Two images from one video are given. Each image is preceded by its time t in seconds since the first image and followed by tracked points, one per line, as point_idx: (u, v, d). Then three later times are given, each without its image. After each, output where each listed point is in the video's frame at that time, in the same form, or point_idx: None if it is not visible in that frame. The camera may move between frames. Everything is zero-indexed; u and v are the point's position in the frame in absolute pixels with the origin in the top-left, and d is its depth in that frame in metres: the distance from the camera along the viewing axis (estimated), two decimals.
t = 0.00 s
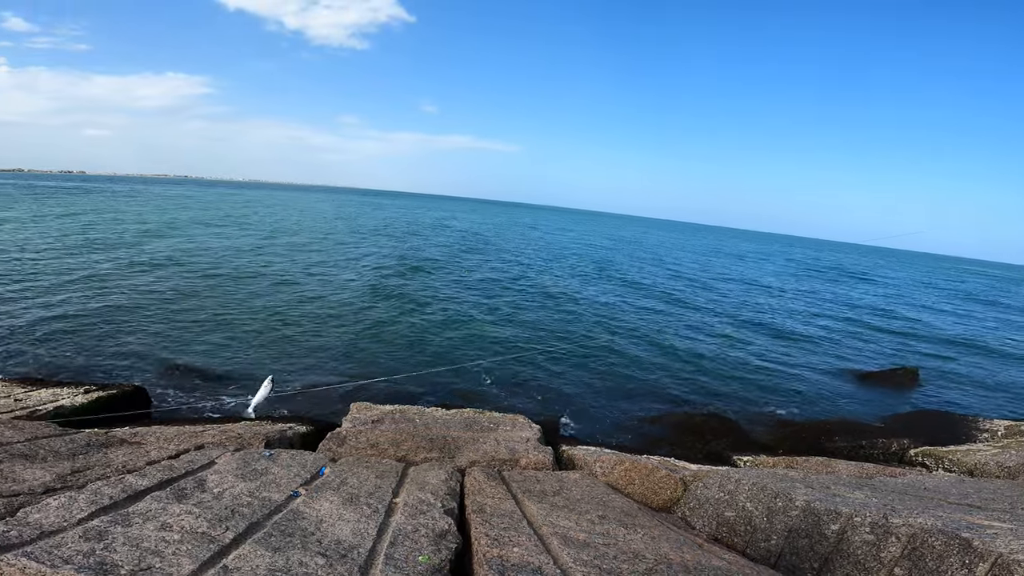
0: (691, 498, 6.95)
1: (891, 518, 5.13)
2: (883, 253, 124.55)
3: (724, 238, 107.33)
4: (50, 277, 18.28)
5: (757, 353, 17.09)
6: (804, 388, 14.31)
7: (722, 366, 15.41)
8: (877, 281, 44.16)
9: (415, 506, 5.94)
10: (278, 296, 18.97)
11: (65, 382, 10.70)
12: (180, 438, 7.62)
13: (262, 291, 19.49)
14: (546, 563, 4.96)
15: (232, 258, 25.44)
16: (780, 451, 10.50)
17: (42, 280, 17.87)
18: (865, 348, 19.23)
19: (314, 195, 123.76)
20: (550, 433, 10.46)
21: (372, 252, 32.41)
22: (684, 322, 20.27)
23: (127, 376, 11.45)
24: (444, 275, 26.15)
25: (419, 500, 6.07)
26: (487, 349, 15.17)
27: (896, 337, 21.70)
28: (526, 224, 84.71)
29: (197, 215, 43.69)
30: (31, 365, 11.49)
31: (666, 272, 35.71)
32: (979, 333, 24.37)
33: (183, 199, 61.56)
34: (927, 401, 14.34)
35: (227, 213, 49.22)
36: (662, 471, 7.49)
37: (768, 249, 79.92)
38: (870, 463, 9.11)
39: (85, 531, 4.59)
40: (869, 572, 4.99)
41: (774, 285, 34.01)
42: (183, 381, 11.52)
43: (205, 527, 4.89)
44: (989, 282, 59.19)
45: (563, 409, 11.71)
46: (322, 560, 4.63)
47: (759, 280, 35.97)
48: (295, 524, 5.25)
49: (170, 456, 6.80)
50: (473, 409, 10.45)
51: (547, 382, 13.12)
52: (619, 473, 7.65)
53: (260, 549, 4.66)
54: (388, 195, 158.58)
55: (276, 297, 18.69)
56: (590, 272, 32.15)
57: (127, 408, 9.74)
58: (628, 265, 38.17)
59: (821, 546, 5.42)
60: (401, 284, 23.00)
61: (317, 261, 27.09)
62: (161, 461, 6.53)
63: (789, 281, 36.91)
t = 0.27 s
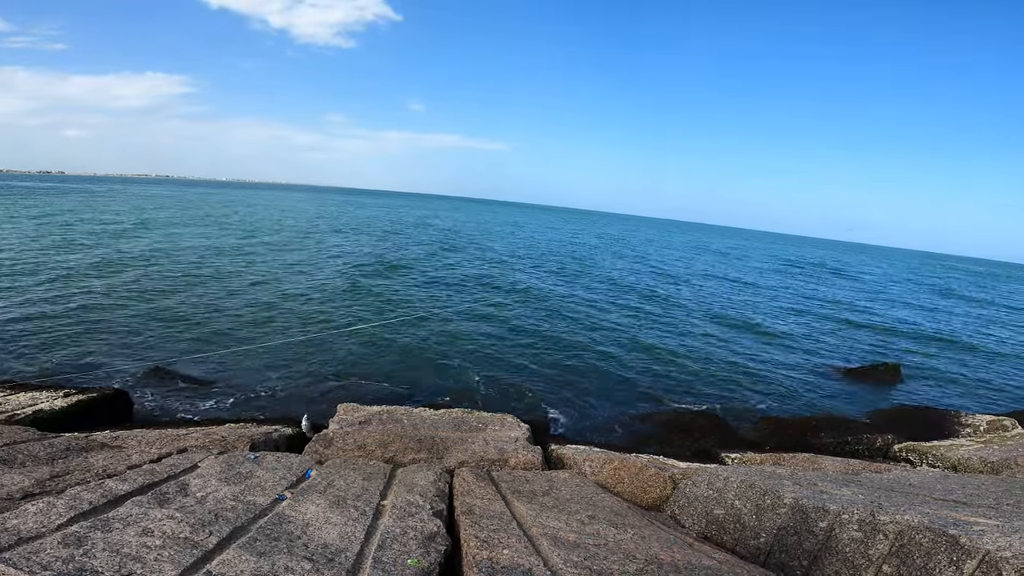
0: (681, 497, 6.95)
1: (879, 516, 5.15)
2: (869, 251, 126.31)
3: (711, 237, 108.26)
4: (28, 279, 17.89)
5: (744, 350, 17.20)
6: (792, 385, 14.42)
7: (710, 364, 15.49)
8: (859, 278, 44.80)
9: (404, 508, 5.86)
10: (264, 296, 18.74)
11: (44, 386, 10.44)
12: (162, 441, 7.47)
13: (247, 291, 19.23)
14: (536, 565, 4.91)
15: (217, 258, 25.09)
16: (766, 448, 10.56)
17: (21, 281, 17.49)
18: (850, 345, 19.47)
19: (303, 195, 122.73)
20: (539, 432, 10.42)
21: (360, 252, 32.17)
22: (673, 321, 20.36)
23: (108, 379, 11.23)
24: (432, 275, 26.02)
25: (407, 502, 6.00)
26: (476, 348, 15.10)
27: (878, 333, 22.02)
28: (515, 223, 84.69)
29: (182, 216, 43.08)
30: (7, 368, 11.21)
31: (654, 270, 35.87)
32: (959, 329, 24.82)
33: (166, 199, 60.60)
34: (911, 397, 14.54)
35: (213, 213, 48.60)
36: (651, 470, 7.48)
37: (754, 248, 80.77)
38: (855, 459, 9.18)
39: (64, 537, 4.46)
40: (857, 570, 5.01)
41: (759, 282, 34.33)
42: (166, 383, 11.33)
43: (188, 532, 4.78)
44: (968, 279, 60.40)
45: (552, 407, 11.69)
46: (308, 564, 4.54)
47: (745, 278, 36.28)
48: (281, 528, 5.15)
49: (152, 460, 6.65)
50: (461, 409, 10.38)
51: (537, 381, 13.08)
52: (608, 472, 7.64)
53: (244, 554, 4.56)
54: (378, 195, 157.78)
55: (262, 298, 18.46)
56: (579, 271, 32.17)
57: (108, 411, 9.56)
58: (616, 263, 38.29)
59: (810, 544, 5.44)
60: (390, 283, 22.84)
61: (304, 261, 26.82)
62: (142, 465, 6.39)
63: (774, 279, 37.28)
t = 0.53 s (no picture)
0: (680, 497, 6.93)
1: (879, 515, 5.14)
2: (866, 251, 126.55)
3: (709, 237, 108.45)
4: (25, 280, 17.83)
5: (743, 350, 17.19)
6: (790, 385, 14.42)
7: (708, 364, 15.49)
8: (856, 278, 44.92)
9: (403, 509, 5.84)
10: (262, 297, 18.69)
11: (41, 388, 10.39)
12: (160, 443, 7.45)
13: (245, 292, 19.19)
14: (536, 566, 4.88)
15: (214, 259, 25.05)
16: (765, 448, 10.56)
17: (17, 283, 17.43)
18: (847, 344, 19.49)
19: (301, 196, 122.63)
20: (538, 433, 10.41)
21: (358, 252, 32.12)
22: (671, 321, 20.36)
23: (106, 381, 11.19)
24: (430, 275, 26.00)
25: (406, 503, 5.98)
26: (474, 349, 15.08)
27: (876, 333, 22.05)
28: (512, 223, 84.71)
29: (180, 217, 43.09)
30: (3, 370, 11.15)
31: (652, 270, 35.89)
32: (954, 328, 24.90)
33: (162, 200, 60.44)
34: (909, 396, 14.55)
35: (210, 214, 48.53)
36: (650, 470, 7.48)
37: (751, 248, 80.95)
38: (854, 459, 9.17)
39: (61, 539, 4.43)
40: (858, 570, 4.99)
41: (756, 282, 34.37)
42: (164, 384, 11.29)
43: (186, 534, 4.75)
44: (963, 278, 60.65)
45: (551, 408, 11.66)
46: (307, 566, 4.51)
47: (743, 278, 36.30)
48: (279, 530, 5.12)
49: (149, 462, 6.62)
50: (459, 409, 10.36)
51: (535, 381, 13.06)
52: (608, 473, 7.63)
53: (243, 556, 4.53)
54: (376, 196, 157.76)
55: (260, 299, 18.43)
56: (577, 271, 32.16)
57: (105, 412, 9.53)
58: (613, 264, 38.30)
59: (810, 544, 5.42)
60: (388, 284, 22.82)
61: (302, 262, 26.77)
62: (139, 467, 6.35)
63: (771, 279, 37.33)
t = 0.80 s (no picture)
0: (681, 498, 6.93)
1: (882, 516, 5.13)
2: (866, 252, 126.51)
3: (708, 237, 108.55)
4: (25, 281, 17.82)
5: (743, 350, 17.17)
6: (791, 385, 14.41)
7: (709, 364, 15.48)
8: (854, 278, 44.99)
9: (404, 510, 5.83)
10: (262, 298, 18.69)
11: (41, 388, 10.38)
12: (160, 443, 7.45)
13: (245, 292, 19.18)
14: (539, 567, 4.88)
15: (214, 260, 25.03)
16: (766, 448, 10.56)
17: (17, 283, 17.41)
18: (847, 344, 19.49)
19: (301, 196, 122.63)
20: (539, 433, 10.40)
21: (358, 253, 32.11)
22: (671, 321, 20.37)
23: (106, 381, 11.18)
24: (430, 276, 26.02)
25: (408, 504, 5.97)
26: (475, 349, 15.07)
27: (876, 333, 22.03)
28: (512, 224, 84.77)
29: (180, 218, 43.07)
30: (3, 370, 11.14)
31: (651, 270, 35.91)
32: (954, 328, 24.93)
33: (162, 200, 60.46)
34: (909, 396, 14.55)
35: (210, 214, 48.53)
36: (652, 471, 7.47)
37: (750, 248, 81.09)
38: (855, 459, 9.16)
39: (62, 540, 4.42)
40: (861, 570, 4.97)
41: (756, 282, 34.38)
42: (164, 385, 11.28)
43: (187, 534, 4.75)
44: (962, 278, 60.76)
45: (551, 408, 11.65)
46: (309, 567, 4.50)
47: (742, 278, 36.34)
48: (281, 531, 5.11)
49: (150, 462, 6.62)
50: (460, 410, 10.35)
51: (536, 381, 13.05)
52: (609, 473, 7.63)
53: (244, 557, 4.53)
54: (376, 197, 157.77)
55: (261, 299, 18.44)
56: (576, 271, 32.17)
57: (106, 412, 9.53)
58: (613, 264, 38.32)
59: (812, 545, 5.41)
60: (388, 284, 22.81)
61: (302, 262, 26.76)
62: (141, 467, 6.35)
63: (771, 279, 37.36)
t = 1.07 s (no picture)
0: (681, 499, 6.95)
1: (881, 518, 5.15)
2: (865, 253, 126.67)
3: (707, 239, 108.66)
4: (24, 281, 17.84)
5: (742, 352, 17.20)
6: (790, 387, 14.43)
7: (708, 366, 15.50)
8: (852, 280, 45.08)
9: (405, 511, 5.86)
10: (262, 298, 18.73)
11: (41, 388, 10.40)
12: (160, 444, 7.47)
13: (244, 293, 19.21)
14: (539, 568, 4.90)
15: (214, 260, 25.06)
16: (766, 450, 10.58)
17: (16, 284, 17.42)
18: (846, 347, 19.53)
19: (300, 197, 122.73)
20: (538, 434, 10.42)
21: (358, 254, 32.16)
22: (671, 323, 20.40)
23: (105, 381, 11.20)
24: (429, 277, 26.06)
25: (408, 505, 5.99)
26: (474, 350, 15.09)
27: (875, 335, 22.06)
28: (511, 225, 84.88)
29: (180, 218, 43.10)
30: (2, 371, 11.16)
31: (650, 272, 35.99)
32: (952, 331, 24.98)
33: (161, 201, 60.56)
34: (908, 398, 14.58)
35: (210, 215, 48.58)
36: (651, 472, 7.50)
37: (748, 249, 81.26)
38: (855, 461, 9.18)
39: (63, 541, 4.45)
40: (860, 572, 4.99)
41: (754, 284, 34.43)
42: (164, 385, 11.31)
43: (188, 535, 4.77)
44: (959, 280, 60.90)
45: (551, 409, 11.67)
46: (310, 568, 4.53)
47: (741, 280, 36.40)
48: (281, 532, 5.14)
49: (150, 463, 6.64)
50: (460, 411, 10.37)
51: (535, 382, 13.08)
52: (609, 475, 7.65)
53: (245, 558, 4.55)
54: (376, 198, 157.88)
55: (261, 300, 18.49)
56: (575, 273, 32.22)
57: (105, 413, 9.56)
58: (611, 265, 38.41)
59: (812, 546, 5.43)
60: (388, 286, 22.84)
61: (302, 263, 26.81)
62: (140, 468, 6.37)
63: (769, 281, 37.42)
